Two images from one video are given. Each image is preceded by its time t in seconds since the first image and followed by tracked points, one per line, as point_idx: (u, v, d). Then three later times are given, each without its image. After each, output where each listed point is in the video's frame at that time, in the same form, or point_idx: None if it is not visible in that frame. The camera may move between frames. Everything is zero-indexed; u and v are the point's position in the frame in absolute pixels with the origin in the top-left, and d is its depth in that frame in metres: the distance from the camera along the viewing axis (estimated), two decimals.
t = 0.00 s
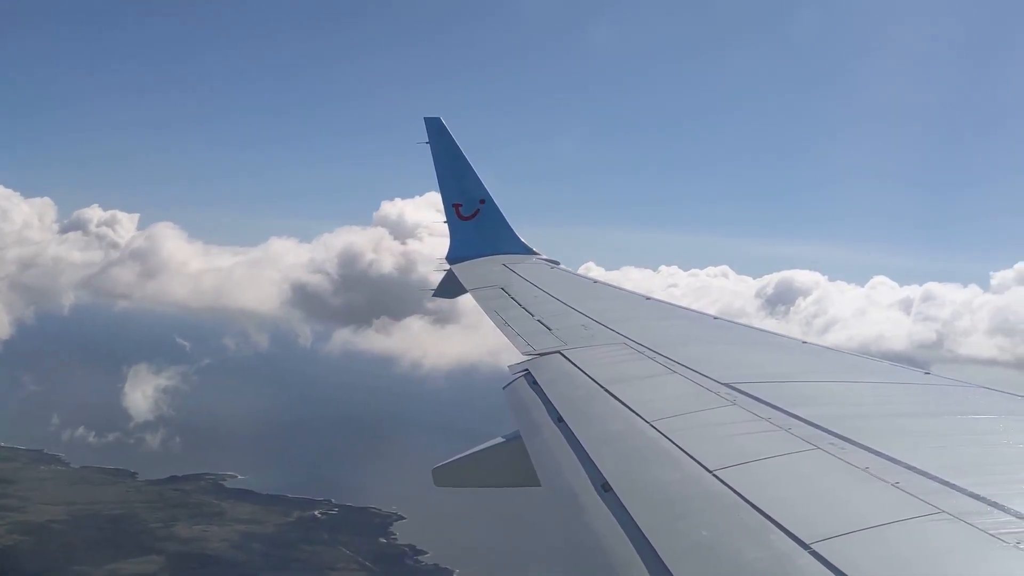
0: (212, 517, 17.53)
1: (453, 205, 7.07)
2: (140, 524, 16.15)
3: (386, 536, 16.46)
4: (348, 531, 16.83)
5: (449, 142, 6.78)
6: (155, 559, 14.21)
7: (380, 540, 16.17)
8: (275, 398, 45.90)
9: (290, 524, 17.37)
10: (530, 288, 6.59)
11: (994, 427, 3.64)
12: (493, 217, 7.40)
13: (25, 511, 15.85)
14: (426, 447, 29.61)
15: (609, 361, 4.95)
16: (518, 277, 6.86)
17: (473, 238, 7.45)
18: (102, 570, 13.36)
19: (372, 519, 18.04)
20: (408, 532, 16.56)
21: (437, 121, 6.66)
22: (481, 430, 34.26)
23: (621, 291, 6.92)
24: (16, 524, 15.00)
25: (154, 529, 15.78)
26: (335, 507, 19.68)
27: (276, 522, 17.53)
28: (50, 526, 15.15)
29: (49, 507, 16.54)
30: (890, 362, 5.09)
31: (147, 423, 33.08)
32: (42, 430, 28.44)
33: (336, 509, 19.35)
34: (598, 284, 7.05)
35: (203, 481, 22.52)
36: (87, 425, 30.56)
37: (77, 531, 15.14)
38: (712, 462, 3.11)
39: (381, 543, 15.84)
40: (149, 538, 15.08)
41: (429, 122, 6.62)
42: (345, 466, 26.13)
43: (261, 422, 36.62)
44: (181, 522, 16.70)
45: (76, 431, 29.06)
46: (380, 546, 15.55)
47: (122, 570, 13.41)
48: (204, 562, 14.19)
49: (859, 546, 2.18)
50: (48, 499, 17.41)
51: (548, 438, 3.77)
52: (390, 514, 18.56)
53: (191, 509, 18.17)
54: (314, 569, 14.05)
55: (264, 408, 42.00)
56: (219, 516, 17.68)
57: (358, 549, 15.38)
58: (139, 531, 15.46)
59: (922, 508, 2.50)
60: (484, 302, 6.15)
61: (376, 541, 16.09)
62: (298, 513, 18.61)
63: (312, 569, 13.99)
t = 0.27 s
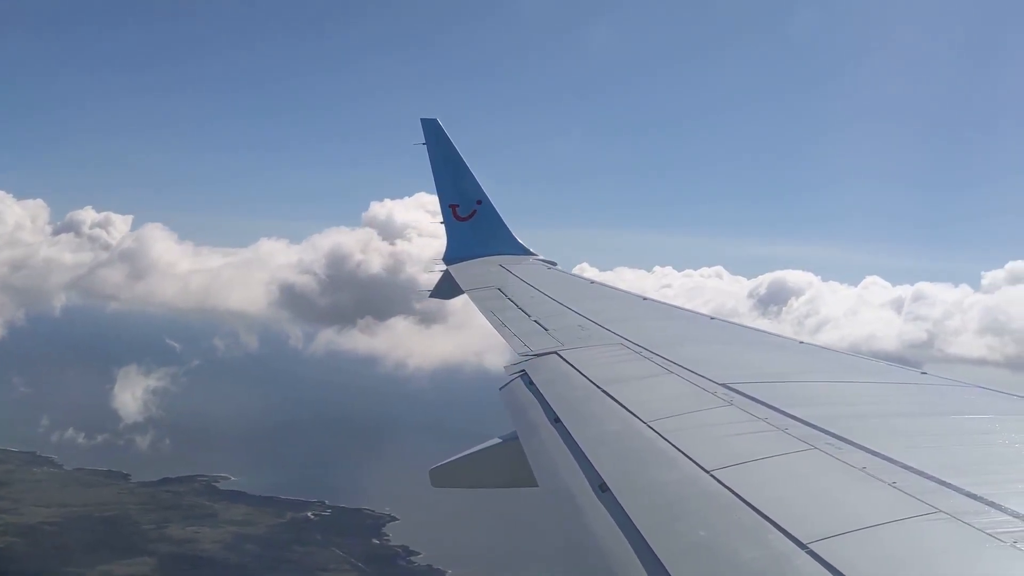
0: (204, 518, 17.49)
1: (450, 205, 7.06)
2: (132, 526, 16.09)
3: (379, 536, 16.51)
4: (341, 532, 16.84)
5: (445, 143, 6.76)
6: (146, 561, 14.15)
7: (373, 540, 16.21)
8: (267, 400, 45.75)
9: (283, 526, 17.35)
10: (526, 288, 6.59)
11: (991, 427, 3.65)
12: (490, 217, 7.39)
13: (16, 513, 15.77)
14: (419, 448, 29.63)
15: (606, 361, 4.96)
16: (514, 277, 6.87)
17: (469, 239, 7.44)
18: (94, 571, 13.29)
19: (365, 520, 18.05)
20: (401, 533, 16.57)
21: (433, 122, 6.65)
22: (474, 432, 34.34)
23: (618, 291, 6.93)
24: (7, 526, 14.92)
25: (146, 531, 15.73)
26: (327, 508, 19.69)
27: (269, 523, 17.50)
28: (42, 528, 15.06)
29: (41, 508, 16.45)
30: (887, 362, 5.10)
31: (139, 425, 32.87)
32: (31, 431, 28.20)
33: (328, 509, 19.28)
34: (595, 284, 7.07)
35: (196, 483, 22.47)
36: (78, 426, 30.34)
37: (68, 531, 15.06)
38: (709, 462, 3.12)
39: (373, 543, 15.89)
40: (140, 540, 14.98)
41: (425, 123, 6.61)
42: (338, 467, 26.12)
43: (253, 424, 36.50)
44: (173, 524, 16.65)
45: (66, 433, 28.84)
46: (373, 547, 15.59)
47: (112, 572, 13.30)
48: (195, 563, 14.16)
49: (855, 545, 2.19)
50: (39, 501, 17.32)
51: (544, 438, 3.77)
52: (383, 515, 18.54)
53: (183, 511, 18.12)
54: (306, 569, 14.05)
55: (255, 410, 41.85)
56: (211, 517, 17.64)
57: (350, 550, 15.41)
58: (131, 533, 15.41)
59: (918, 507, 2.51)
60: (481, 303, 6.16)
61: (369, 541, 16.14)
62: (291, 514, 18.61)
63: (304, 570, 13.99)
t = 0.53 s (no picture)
0: (197, 519, 17.52)
1: (448, 205, 7.05)
2: (125, 527, 16.10)
3: (372, 537, 16.78)
4: (333, 533, 16.98)
5: (443, 143, 6.77)
6: (138, 561, 14.15)
7: (365, 541, 16.46)
8: (258, 404, 45.62)
9: (275, 527, 17.40)
10: (524, 288, 6.59)
11: (986, 425, 3.67)
12: (487, 218, 7.39)
13: (8, 514, 15.73)
14: (411, 456, 29.82)
15: (604, 361, 4.97)
16: (512, 277, 6.87)
17: (466, 239, 7.44)
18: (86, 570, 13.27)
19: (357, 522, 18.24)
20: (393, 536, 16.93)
21: (431, 122, 6.66)
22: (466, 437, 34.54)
23: (616, 291, 6.94)
24: None
25: (139, 532, 15.74)
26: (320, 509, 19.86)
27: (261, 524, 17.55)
28: (34, 528, 15.02)
29: (33, 509, 16.41)
30: (883, 362, 5.12)
31: (129, 428, 32.66)
32: (20, 434, 27.94)
33: (321, 511, 19.56)
34: (593, 284, 7.08)
35: (190, 484, 22.51)
36: (68, 428, 30.12)
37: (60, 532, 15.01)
38: (707, 462, 3.12)
39: (367, 544, 16.13)
40: (132, 543, 14.97)
41: (423, 123, 6.62)
42: (333, 471, 26.28)
43: (245, 428, 36.41)
44: (166, 525, 16.67)
45: (56, 434, 28.63)
46: (365, 548, 15.83)
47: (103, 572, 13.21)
48: (188, 564, 14.20)
49: (852, 545, 2.19)
50: (32, 502, 17.28)
51: (543, 438, 3.77)
52: (376, 517, 18.89)
53: (175, 512, 18.15)
54: (299, 568, 14.15)
55: (247, 413, 41.73)
56: (204, 518, 17.68)
57: (343, 551, 15.53)
58: (124, 535, 15.41)
59: (915, 507, 2.51)
60: (479, 302, 6.16)
61: (362, 542, 16.38)
62: (284, 515, 18.70)
63: (296, 569, 14.04)
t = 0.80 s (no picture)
0: (191, 519, 17.52)
1: (446, 205, 7.04)
2: (118, 527, 16.07)
3: (366, 537, 16.91)
4: (327, 533, 17.03)
5: (441, 142, 6.76)
6: (131, 561, 14.12)
7: (359, 541, 16.58)
8: (253, 404, 45.56)
9: (269, 526, 17.40)
10: (522, 288, 6.59)
11: (985, 425, 3.67)
12: (485, 218, 7.38)
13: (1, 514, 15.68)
14: (407, 458, 29.88)
15: (603, 360, 4.97)
16: (511, 277, 6.86)
17: (464, 239, 7.44)
18: (80, 568, 13.24)
19: (350, 522, 18.31)
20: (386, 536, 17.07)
21: (430, 122, 6.66)
22: (461, 437, 34.62)
23: (615, 291, 6.94)
24: None
25: (132, 532, 15.72)
26: (314, 509, 19.92)
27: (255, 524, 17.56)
28: (27, 528, 14.97)
29: (26, 510, 16.35)
30: (882, 361, 5.13)
31: (123, 429, 32.54)
32: (13, 435, 27.80)
33: (314, 511, 19.65)
34: (592, 284, 7.08)
35: (184, 484, 22.51)
36: (61, 428, 29.95)
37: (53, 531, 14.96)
38: (706, 462, 3.12)
39: (361, 544, 16.25)
40: (125, 543, 14.90)
41: (421, 122, 6.61)
42: (329, 471, 26.37)
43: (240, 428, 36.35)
44: (160, 525, 16.66)
45: (49, 434, 28.49)
46: (359, 548, 15.92)
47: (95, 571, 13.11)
48: (181, 563, 14.20)
49: (852, 544, 2.19)
50: (25, 502, 17.23)
51: (541, 438, 3.77)
52: (370, 518, 19.01)
53: (169, 512, 18.13)
54: (293, 567, 14.20)
55: (241, 413, 41.63)
56: (198, 518, 17.67)
57: (337, 551, 15.56)
58: (117, 535, 15.38)
59: (914, 506, 2.51)
60: (478, 302, 6.17)
61: (356, 542, 16.48)
62: (278, 515, 18.72)
63: (289, 569, 14.05)
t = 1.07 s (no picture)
0: (185, 519, 17.52)
1: (445, 204, 7.05)
2: (112, 527, 16.07)
3: (360, 537, 17.01)
4: (322, 533, 17.08)
5: (440, 142, 6.77)
6: (125, 561, 14.11)
7: (354, 540, 16.68)
8: (249, 404, 45.53)
9: (263, 526, 17.42)
10: (521, 288, 6.59)
11: (984, 424, 3.68)
12: (484, 217, 7.38)
13: None
14: (404, 459, 29.95)
15: (602, 360, 4.97)
16: (509, 277, 6.86)
17: (463, 239, 7.44)
18: (74, 567, 13.21)
19: (346, 523, 18.36)
20: (381, 536, 17.19)
21: (428, 121, 6.66)
22: (458, 438, 34.69)
23: (613, 290, 6.94)
24: None
25: (126, 531, 15.72)
26: (308, 508, 19.98)
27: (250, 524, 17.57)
28: (21, 527, 14.93)
29: (19, 509, 16.31)
30: (881, 360, 5.13)
31: (119, 429, 32.49)
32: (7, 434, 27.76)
33: (309, 510, 19.70)
34: (590, 284, 7.08)
35: (179, 484, 22.53)
36: (56, 428, 29.89)
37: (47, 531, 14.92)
38: (705, 462, 3.12)
39: (355, 544, 16.34)
40: (120, 543, 14.88)
41: (420, 122, 6.62)
42: (326, 471, 26.46)
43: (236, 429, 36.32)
44: (154, 525, 16.66)
45: (45, 434, 28.43)
46: (353, 547, 16.00)
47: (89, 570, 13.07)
48: (175, 563, 14.22)
49: (850, 543, 2.19)
50: (19, 501, 17.20)
51: (540, 438, 3.76)
52: (366, 518, 19.13)
53: (164, 511, 18.14)
54: (287, 566, 14.25)
55: (238, 413, 41.60)
56: (192, 518, 17.67)
57: (331, 551, 15.61)
58: (111, 534, 15.38)
59: (913, 506, 2.51)
60: (477, 302, 6.16)
61: (351, 541, 16.57)
62: (272, 514, 18.75)
63: (283, 569, 14.06)
